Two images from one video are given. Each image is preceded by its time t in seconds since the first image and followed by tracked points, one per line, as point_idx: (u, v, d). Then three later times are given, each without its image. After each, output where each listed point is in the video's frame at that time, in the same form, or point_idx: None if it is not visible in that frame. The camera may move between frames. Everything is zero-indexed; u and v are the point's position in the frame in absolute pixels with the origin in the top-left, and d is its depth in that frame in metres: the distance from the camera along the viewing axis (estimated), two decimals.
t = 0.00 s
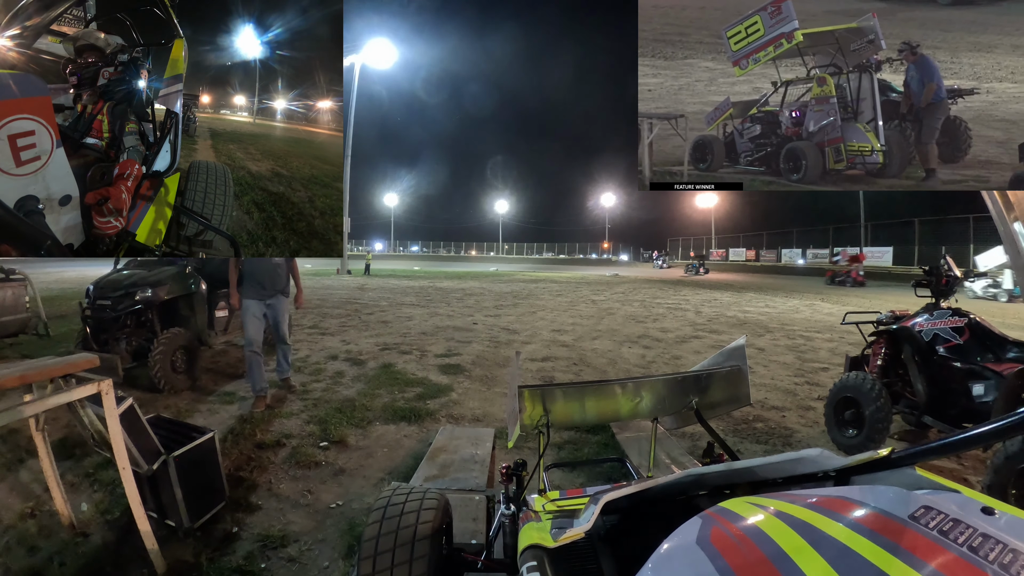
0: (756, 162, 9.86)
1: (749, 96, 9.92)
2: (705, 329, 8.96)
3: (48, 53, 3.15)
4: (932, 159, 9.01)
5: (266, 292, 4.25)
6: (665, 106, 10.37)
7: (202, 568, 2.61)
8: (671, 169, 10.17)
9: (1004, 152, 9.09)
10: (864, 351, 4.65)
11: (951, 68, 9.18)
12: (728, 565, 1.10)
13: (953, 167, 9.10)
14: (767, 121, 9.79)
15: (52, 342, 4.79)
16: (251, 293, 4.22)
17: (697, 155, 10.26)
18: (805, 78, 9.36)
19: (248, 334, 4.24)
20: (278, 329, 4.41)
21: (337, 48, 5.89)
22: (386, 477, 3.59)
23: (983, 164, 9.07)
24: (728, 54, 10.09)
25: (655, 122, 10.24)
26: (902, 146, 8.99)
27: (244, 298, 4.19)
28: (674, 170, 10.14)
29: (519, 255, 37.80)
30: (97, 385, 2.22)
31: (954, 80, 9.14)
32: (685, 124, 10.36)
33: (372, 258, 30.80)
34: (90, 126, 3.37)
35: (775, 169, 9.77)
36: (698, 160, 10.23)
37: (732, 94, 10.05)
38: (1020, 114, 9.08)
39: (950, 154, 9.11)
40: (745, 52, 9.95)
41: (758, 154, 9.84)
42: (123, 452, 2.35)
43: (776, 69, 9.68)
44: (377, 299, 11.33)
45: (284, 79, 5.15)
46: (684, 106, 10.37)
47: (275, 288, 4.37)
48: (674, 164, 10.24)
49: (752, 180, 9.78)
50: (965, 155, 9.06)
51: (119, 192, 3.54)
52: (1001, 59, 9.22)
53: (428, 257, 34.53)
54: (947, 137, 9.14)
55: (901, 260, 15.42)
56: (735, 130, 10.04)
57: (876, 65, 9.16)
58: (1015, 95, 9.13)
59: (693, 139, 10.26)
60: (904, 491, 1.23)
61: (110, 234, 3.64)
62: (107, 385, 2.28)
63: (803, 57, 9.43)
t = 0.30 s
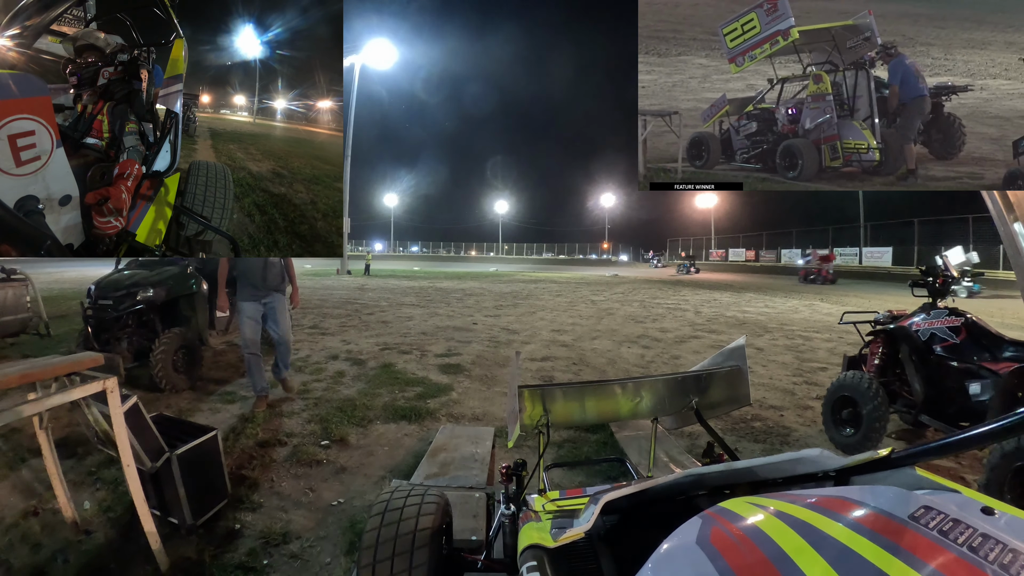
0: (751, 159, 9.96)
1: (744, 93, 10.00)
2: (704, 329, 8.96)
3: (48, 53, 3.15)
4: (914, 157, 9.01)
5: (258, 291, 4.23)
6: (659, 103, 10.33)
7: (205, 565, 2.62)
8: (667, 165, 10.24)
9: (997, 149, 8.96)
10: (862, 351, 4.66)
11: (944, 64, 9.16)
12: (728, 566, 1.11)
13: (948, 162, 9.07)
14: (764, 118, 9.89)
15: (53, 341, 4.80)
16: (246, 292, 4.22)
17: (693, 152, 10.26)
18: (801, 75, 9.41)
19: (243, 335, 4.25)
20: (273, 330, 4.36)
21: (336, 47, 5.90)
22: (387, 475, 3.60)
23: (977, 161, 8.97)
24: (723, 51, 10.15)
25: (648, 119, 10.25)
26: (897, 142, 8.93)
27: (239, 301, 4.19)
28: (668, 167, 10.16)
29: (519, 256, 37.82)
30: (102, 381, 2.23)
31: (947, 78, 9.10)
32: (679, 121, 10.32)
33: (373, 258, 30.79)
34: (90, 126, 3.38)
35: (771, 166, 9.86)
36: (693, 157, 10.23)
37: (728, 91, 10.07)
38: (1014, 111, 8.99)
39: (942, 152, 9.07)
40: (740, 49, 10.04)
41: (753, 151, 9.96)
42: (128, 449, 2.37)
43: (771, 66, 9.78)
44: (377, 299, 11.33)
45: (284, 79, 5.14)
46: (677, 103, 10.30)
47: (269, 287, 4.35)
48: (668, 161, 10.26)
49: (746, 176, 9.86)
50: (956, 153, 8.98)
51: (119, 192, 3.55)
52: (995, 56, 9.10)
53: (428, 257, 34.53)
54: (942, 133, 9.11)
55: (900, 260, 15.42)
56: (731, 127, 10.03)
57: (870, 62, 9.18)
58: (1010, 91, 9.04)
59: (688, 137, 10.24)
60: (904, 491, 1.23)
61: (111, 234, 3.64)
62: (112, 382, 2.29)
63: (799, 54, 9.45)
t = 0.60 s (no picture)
0: (755, 155, 9.76)
1: (745, 89, 9.92)
2: (702, 329, 8.96)
3: (48, 53, 3.18)
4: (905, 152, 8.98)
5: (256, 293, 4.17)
6: (660, 99, 10.55)
7: (210, 560, 2.63)
8: (666, 163, 10.31)
9: (998, 145, 8.99)
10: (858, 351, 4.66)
11: (946, 60, 9.18)
12: (728, 566, 1.11)
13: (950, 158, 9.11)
14: (766, 115, 9.68)
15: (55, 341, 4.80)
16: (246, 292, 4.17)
17: (694, 149, 10.27)
18: (803, 72, 9.29)
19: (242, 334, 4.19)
20: (272, 331, 4.27)
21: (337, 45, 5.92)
22: (389, 471, 3.60)
23: (977, 157, 8.99)
24: (724, 47, 10.19)
25: (649, 116, 10.49)
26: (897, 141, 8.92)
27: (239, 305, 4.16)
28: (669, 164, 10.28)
29: (518, 256, 37.82)
30: (113, 378, 2.24)
31: (949, 73, 9.13)
32: (680, 117, 10.45)
33: (372, 258, 30.77)
34: (90, 127, 3.38)
35: (774, 163, 9.64)
36: (694, 153, 10.25)
37: (729, 88, 10.06)
38: (1014, 107, 9.06)
39: (942, 147, 9.13)
40: (743, 46, 10.01)
41: (756, 148, 9.75)
42: (136, 445, 2.38)
43: (773, 63, 9.65)
44: (376, 299, 11.33)
45: (284, 79, 5.15)
46: (678, 99, 10.47)
47: (269, 288, 4.27)
48: (668, 157, 10.39)
49: (747, 172, 9.74)
50: (958, 147, 9.00)
51: (119, 192, 3.52)
52: (995, 52, 9.18)
53: (427, 258, 34.45)
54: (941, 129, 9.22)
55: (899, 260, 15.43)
56: (733, 123, 10.00)
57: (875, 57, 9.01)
58: (1010, 87, 9.10)
59: (690, 133, 10.30)
60: (904, 491, 1.23)
61: (110, 234, 3.62)
62: (121, 379, 2.30)
63: (801, 51, 9.34)
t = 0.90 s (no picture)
0: (753, 156, 9.79)
1: (744, 89, 9.89)
2: (701, 328, 8.97)
3: (48, 53, 3.17)
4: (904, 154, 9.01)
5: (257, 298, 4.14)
6: (658, 99, 10.40)
7: (213, 556, 2.64)
8: (665, 162, 10.29)
9: (996, 145, 8.99)
10: (853, 348, 4.66)
11: (945, 61, 9.25)
12: (727, 566, 1.11)
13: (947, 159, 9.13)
14: (764, 115, 9.75)
15: (55, 340, 4.79)
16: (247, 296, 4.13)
17: (693, 149, 10.28)
18: (802, 72, 9.33)
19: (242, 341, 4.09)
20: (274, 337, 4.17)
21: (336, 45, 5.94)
22: (390, 468, 3.61)
23: (976, 157, 9.00)
24: (724, 48, 10.11)
25: (648, 116, 10.39)
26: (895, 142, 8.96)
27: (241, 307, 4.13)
28: (669, 164, 10.24)
29: (517, 256, 37.83)
30: (121, 375, 2.24)
31: (946, 74, 9.17)
32: (679, 118, 10.37)
33: (372, 258, 30.74)
34: (90, 127, 3.39)
35: (772, 163, 9.70)
36: (693, 153, 10.25)
37: (728, 88, 10.02)
38: (1012, 107, 9.04)
39: (941, 147, 9.13)
40: (741, 46, 9.98)
41: (754, 148, 9.79)
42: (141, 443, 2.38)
43: (771, 63, 9.71)
44: (376, 299, 11.32)
45: (284, 79, 5.14)
46: (677, 100, 10.34)
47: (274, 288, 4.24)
48: (667, 157, 10.35)
49: (745, 173, 9.77)
50: (956, 148, 9.02)
51: (119, 193, 3.58)
52: (993, 52, 9.16)
53: (427, 258, 34.40)
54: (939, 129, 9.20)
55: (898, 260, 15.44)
56: (732, 123, 10.00)
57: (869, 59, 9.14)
58: (1009, 87, 9.07)
59: (688, 133, 10.27)
60: (903, 491, 1.23)
61: (110, 234, 3.66)
62: (126, 377, 2.29)
63: (799, 51, 9.38)
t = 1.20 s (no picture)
0: (747, 156, 9.57)
1: (739, 90, 9.36)
2: (697, 328, 8.95)
3: (45, 53, 3.26)
4: (899, 154, 8.67)
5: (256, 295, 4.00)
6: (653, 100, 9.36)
7: (210, 556, 2.64)
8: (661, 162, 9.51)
9: (991, 146, 8.49)
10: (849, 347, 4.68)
11: (939, 61, 8.77)
12: (725, 565, 1.12)
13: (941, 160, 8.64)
14: (759, 116, 9.40)
15: (52, 341, 4.75)
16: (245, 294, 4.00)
17: (688, 150, 9.54)
18: (797, 73, 8.96)
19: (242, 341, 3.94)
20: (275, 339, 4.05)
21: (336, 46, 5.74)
22: (387, 467, 3.61)
23: (970, 158, 8.52)
24: (718, 48, 9.23)
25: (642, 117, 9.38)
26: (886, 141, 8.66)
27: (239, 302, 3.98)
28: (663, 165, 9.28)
29: (514, 255, 37.72)
30: (118, 376, 2.23)
31: (941, 74, 8.70)
32: (674, 119, 9.49)
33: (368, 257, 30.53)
34: (86, 127, 3.43)
35: (767, 164, 9.43)
36: (688, 154, 9.49)
37: (722, 88, 9.42)
38: (1008, 108, 8.47)
39: (936, 148, 8.64)
40: (736, 47, 9.18)
41: (750, 148, 9.55)
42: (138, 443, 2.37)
43: (767, 64, 9.17)
44: (372, 298, 11.27)
45: (281, 81, 5.14)
46: (672, 100, 9.42)
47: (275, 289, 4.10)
48: (662, 158, 9.38)
49: (740, 173, 9.30)
50: (951, 149, 8.54)
51: (116, 194, 3.61)
52: (989, 53, 8.59)
53: (423, 257, 34.21)
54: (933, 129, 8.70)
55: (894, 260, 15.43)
56: (727, 124, 9.55)
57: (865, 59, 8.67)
58: (1006, 87, 8.46)
59: (684, 134, 9.46)
60: (899, 490, 1.24)
61: (109, 236, 3.70)
62: (123, 376, 2.29)
63: (794, 51, 8.93)
